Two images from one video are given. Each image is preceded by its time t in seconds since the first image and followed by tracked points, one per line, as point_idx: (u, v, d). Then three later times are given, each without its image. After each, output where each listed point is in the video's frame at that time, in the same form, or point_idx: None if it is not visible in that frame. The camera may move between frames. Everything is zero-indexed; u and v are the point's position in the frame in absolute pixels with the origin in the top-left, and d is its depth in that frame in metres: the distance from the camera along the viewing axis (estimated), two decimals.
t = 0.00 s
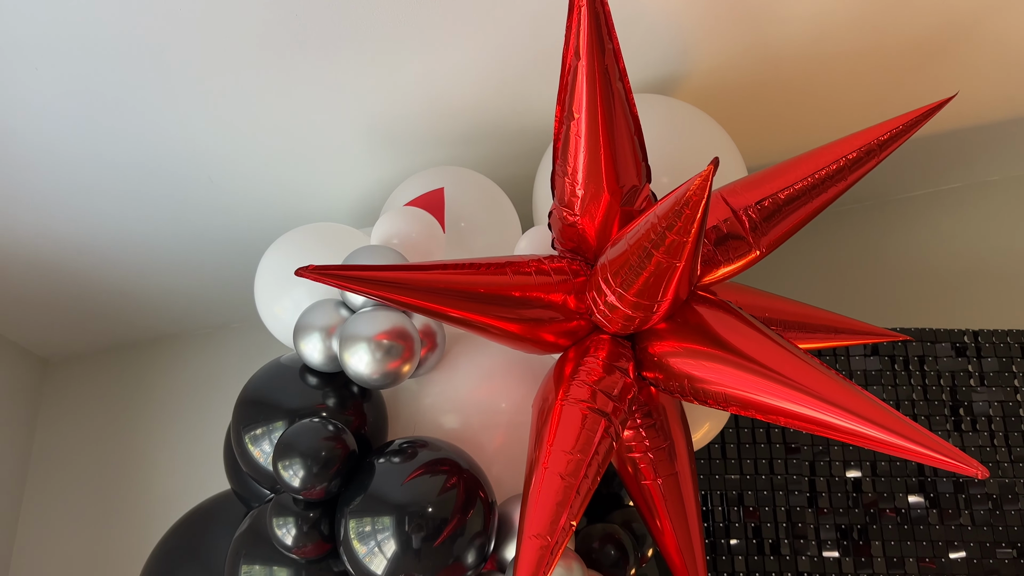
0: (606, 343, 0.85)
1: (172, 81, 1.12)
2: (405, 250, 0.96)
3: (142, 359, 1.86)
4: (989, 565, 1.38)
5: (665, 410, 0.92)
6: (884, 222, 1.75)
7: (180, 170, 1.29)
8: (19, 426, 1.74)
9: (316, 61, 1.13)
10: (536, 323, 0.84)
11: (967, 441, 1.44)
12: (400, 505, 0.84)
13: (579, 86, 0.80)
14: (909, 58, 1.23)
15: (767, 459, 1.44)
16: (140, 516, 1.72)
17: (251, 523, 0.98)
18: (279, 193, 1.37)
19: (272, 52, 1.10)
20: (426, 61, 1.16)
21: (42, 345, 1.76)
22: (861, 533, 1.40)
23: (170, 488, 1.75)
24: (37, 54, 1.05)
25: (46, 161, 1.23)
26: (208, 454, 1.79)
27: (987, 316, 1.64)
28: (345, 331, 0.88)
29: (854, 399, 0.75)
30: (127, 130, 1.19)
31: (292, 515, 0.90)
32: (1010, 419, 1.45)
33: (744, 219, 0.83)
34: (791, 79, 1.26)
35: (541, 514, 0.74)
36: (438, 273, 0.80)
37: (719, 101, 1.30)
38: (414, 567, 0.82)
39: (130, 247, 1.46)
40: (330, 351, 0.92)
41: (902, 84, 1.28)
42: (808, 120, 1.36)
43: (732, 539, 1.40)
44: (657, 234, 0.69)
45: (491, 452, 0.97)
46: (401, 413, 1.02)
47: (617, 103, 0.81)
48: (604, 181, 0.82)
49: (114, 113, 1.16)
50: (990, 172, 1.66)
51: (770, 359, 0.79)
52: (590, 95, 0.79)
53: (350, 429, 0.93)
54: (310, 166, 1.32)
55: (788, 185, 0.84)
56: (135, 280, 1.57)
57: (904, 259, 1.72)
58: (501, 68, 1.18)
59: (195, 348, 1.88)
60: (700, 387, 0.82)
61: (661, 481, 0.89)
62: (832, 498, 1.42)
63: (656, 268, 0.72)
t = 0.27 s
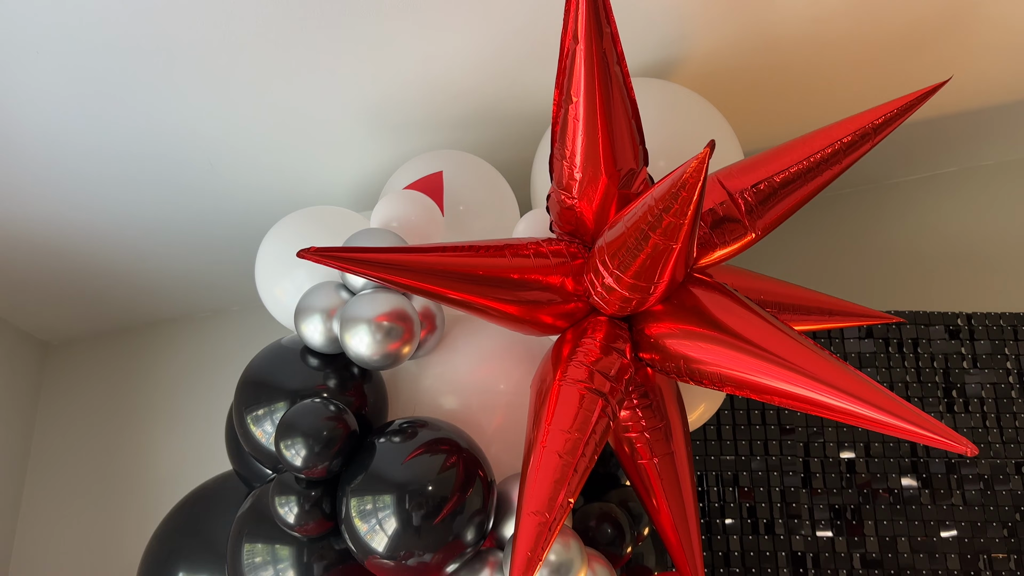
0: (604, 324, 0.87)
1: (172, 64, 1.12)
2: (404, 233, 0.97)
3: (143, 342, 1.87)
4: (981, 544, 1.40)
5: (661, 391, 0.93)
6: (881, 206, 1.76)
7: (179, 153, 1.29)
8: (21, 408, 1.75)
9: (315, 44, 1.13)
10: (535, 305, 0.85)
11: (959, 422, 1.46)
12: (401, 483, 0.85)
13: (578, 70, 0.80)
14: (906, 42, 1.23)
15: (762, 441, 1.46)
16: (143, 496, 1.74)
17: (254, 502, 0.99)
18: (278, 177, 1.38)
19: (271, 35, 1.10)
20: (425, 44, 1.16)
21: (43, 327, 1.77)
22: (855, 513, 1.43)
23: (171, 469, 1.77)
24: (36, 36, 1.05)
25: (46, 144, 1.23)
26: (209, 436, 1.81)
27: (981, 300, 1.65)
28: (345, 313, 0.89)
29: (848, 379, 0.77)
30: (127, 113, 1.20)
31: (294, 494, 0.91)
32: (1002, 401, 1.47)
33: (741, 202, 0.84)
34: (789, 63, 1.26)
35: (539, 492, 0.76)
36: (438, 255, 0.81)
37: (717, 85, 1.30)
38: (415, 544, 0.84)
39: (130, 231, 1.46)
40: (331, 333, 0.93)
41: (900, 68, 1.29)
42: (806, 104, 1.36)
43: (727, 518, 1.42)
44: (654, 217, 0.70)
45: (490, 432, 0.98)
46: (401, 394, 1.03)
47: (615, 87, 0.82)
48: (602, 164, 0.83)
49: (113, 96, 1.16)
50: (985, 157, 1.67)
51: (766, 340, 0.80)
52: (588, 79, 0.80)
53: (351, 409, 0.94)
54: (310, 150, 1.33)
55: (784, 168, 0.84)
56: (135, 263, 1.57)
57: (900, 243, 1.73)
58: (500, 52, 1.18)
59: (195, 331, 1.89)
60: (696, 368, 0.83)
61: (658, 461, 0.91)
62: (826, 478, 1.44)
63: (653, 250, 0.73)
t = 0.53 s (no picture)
0: (601, 306, 0.88)
1: (173, 48, 1.12)
2: (403, 216, 0.97)
3: (143, 326, 1.88)
4: (972, 524, 1.42)
5: (657, 372, 0.95)
6: (877, 191, 1.77)
7: (178, 137, 1.29)
8: (22, 391, 1.76)
9: (314, 28, 1.13)
10: (533, 288, 0.86)
11: (952, 404, 1.48)
12: (401, 463, 0.87)
13: (575, 53, 0.81)
14: (903, 26, 1.24)
15: (757, 423, 1.48)
16: (144, 478, 1.76)
17: (255, 482, 1.00)
18: (277, 161, 1.38)
19: (269, 19, 1.10)
20: (423, 28, 1.16)
21: (43, 311, 1.78)
22: (848, 494, 1.45)
23: (172, 451, 1.78)
24: (33, 20, 1.05)
25: (44, 128, 1.23)
26: (209, 419, 1.82)
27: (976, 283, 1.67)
28: (345, 296, 0.90)
29: (841, 360, 0.78)
30: (126, 96, 1.20)
31: (296, 474, 0.92)
32: (995, 383, 1.49)
33: (736, 185, 0.85)
34: (786, 48, 1.26)
35: (537, 470, 0.77)
36: (437, 238, 0.81)
37: (715, 69, 1.31)
38: (415, 522, 0.85)
39: (128, 214, 1.47)
40: (331, 315, 0.94)
41: (897, 52, 1.29)
42: (803, 88, 1.37)
43: (722, 499, 1.44)
44: (651, 199, 0.71)
45: (488, 412, 0.99)
46: (400, 376, 1.04)
47: (612, 71, 0.83)
48: (599, 148, 0.84)
49: (111, 80, 1.16)
50: (981, 142, 1.67)
51: (760, 321, 0.81)
52: (586, 63, 0.80)
53: (351, 390, 0.96)
54: (308, 133, 1.33)
55: (780, 151, 0.85)
56: (134, 247, 1.58)
57: (895, 227, 1.74)
58: (498, 36, 1.19)
59: (194, 315, 1.90)
60: (692, 348, 0.84)
61: (653, 440, 0.92)
62: (820, 460, 1.46)
63: (650, 232, 0.74)
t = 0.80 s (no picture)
0: (597, 292, 0.88)
1: (172, 37, 1.12)
2: (401, 203, 0.98)
3: (142, 313, 1.89)
4: (964, 509, 1.44)
5: (652, 358, 0.96)
6: (873, 179, 1.77)
7: (176, 125, 1.30)
8: (21, 378, 1.77)
9: (311, 16, 1.13)
10: (529, 274, 0.87)
11: (945, 390, 1.49)
12: (399, 447, 0.88)
13: (572, 41, 0.81)
14: (900, 14, 1.24)
15: (752, 409, 1.49)
16: (144, 464, 1.77)
17: (254, 467, 1.01)
18: (275, 148, 1.39)
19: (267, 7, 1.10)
20: (421, 15, 1.16)
21: (42, 298, 1.78)
22: (842, 479, 1.46)
23: (172, 437, 1.80)
24: (30, 8, 1.05)
25: (42, 115, 1.23)
26: (208, 406, 1.83)
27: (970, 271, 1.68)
28: (343, 282, 0.91)
29: (834, 344, 0.79)
30: (125, 85, 1.20)
31: (295, 458, 0.94)
32: (987, 369, 1.50)
33: (731, 172, 0.86)
34: (783, 35, 1.27)
35: (534, 453, 0.78)
36: (434, 224, 0.82)
37: (712, 57, 1.31)
38: (413, 505, 0.86)
39: (126, 202, 1.47)
40: (330, 301, 0.95)
41: (893, 40, 1.29)
42: (800, 76, 1.37)
43: (717, 484, 1.46)
44: (646, 185, 0.72)
45: (485, 397, 1.00)
46: (398, 361, 1.05)
47: (608, 58, 0.83)
48: (595, 135, 0.84)
49: (109, 68, 1.16)
50: (977, 130, 1.68)
51: (754, 307, 0.82)
52: (582, 50, 0.81)
53: (349, 375, 0.96)
54: (306, 121, 1.33)
55: (775, 139, 0.86)
56: (133, 234, 1.59)
57: (891, 214, 1.75)
58: (496, 24, 1.19)
59: (193, 302, 1.91)
60: (686, 334, 0.85)
61: (649, 425, 0.93)
62: (814, 446, 1.48)
63: (645, 218, 0.74)
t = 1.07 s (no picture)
0: (593, 279, 0.89)
1: (170, 25, 1.12)
2: (399, 190, 0.99)
3: (140, 300, 1.90)
4: (956, 493, 1.46)
5: (648, 343, 0.97)
6: (868, 167, 1.78)
7: (174, 113, 1.30)
8: (21, 365, 1.78)
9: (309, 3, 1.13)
10: (526, 261, 0.88)
11: (938, 376, 1.51)
12: (397, 431, 0.89)
13: (568, 29, 0.82)
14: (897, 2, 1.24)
15: (746, 395, 1.51)
16: (144, 449, 1.78)
17: (254, 451, 1.03)
18: (273, 135, 1.39)
19: None
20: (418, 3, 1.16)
21: (41, 285, 1.79)
22: (835, 464, 1.48)
23: (171, 422, 1.81)
24: None
25: (40, 103, 1.23)
26: (207, 392, 1.85)
27: (964, 259, 1.69)
28: (342, 268, 0.92)
29: (827, 330, 0.80)
30: (123, 73, 1.20)
31: (294, 442, 0.95)
32: (980, 356, 1.52)
33: (726, 160, 0.86)
34: (780, 23, 1.27)
35: (530, 437, 0.80)
36: (432, 211, 0.83)
37: (708, 45, 1.31)
38: (411, 488, 0.88)
39: (124, 189, 1.48)
40: (328, 287, 0.96)
41: (890, 29, 1.30)
42: (796, 64, 1.38)
43: (712, 469, 1.48)
44: (641, 172, 0.73)
45: (483, 382, 1.02)
46: (396, 347, 1.06)
47: (604, 46, 0.84)
48: (591, 123, 0.85)
49: (107, 56, 1.16)
50: (972, 118, 1.69)
51: (749, 293, 0.83)
52: (579, 38, 0.81)
53: (348, 360, 0.98)
54: (304, 109, 1.33)
55: (769, 127, 0.87)
56: (131, 222, 1.59)
57: (886, 202, 1.76)
58: (493, 11, 1.19)
59: (191, 288, 1.92)
60: (681, 320, 0.86)
61: (643, 410, 0.94)
62: (808, 432, 1.49)
63: (640, 206, 0.75)
